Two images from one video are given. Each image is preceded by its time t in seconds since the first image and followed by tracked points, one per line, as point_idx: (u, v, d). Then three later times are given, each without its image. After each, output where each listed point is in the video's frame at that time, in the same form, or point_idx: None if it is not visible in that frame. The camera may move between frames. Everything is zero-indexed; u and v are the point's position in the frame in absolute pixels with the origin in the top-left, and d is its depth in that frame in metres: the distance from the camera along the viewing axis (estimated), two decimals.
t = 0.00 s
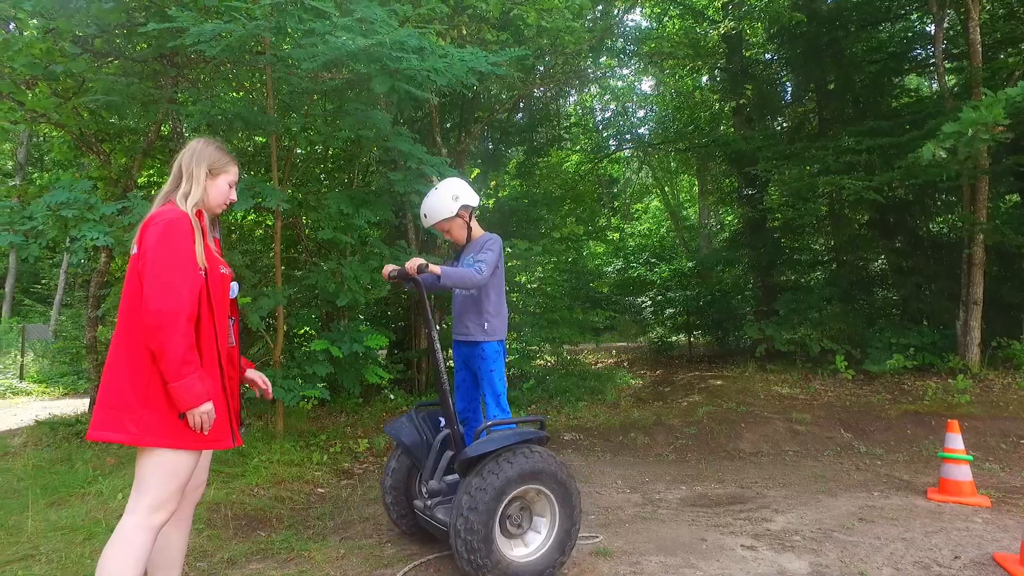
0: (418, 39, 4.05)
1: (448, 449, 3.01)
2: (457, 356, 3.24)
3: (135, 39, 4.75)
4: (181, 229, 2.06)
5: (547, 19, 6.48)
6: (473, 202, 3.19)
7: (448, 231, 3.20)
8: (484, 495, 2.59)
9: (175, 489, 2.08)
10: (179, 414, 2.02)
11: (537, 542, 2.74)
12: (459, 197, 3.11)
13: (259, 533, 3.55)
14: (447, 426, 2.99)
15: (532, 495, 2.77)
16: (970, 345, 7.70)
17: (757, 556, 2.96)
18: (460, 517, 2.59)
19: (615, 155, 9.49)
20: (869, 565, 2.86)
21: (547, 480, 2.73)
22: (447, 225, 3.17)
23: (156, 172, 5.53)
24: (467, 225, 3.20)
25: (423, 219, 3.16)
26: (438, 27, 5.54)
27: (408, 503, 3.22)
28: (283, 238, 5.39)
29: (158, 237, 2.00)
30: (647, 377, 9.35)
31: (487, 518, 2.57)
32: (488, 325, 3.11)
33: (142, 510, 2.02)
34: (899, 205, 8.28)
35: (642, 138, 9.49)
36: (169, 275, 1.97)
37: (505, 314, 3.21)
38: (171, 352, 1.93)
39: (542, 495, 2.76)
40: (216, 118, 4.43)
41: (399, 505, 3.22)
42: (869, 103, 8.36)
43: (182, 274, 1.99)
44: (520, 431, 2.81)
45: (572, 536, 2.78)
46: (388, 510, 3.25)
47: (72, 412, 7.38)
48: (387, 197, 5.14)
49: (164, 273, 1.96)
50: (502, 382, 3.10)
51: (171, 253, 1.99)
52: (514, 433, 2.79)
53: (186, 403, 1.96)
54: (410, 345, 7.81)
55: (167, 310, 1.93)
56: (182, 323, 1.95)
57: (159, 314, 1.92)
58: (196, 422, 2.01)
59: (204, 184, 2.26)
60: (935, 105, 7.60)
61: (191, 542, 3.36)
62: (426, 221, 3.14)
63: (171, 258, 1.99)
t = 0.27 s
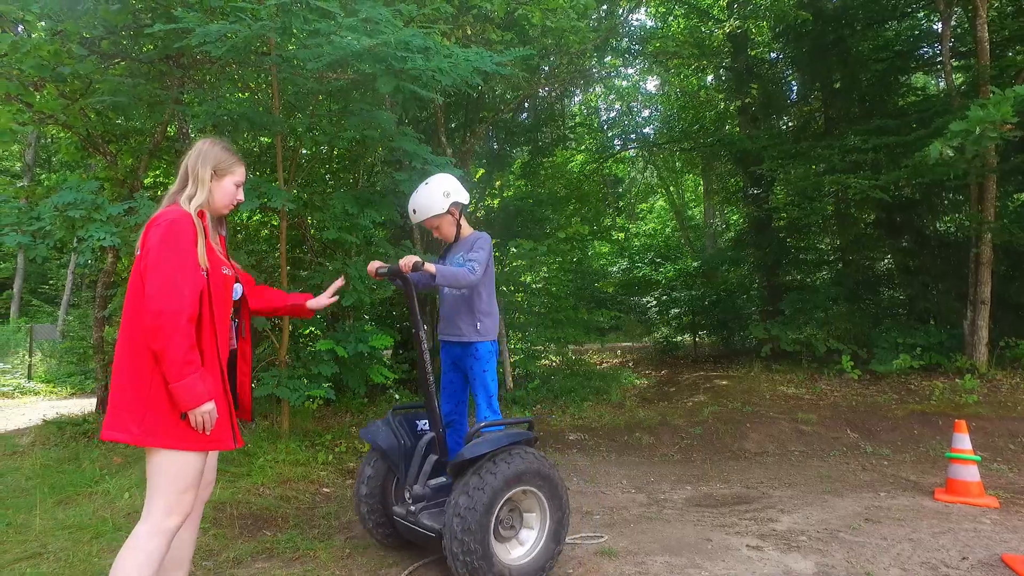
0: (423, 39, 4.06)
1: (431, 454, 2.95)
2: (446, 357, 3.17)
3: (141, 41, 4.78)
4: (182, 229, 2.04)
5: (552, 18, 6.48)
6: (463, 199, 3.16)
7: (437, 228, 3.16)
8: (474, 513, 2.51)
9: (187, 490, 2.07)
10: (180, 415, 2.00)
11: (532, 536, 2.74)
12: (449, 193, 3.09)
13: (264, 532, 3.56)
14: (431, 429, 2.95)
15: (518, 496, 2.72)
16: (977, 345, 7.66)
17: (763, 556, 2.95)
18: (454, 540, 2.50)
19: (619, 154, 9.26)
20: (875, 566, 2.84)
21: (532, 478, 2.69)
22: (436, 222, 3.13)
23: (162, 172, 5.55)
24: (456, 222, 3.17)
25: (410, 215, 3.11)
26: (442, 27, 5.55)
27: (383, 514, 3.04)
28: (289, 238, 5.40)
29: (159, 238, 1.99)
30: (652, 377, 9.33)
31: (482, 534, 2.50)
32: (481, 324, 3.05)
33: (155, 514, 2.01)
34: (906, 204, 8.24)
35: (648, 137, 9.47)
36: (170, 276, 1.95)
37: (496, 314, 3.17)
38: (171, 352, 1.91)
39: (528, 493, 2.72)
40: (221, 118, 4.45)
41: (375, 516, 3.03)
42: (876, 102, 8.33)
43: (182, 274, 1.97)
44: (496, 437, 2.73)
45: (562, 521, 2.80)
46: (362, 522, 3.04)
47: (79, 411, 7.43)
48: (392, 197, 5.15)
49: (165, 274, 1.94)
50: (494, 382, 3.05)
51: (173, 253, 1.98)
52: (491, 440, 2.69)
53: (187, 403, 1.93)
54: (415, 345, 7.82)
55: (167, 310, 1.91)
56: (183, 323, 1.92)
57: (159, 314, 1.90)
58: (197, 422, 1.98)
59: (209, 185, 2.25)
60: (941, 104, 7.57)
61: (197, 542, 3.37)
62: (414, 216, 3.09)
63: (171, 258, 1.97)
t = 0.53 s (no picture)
0: (426, 39, 4.06)
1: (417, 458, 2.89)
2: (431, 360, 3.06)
3: (146, 42, 4.80)
4: (173, 227, 1.95)
5: (555, 19, 6.48)
6: (454, 198, 3.06)
7: (427, 227, 2.99)
8: (472, 530, 2.48)
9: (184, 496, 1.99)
10: (165, 419, 1.90)
11: (527, 532, 2.75)
12: (445, 191, 2.97)
13: (268, 532, 3.57)
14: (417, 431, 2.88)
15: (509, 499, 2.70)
16: (982, 345, 7.63)
17: (767, 557, 2.94)
18: (454, 560, 2.46)
19: (623, 154, 9.37)
20: (880, 567, 2.84)
21: (520, 480, 2.66)
22: (428, 220, 2.97)
23: (166, 173, 5.57)
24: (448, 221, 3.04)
25: (403, 211, 2.94)
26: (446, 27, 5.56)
27: (360, 519, 2.87)
28: (292, 239, 5.41)
29: (147, 234, 1.91)
30: (656, 377, 9.33)
31: (482, 550, 2.49)
32: (473, 327, 2.96)
33: (149, 517, 1.93)
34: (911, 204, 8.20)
35: (651, 138, 9.48)
36: (155, 275, 1.85)
37: (484, 317, 3.10)
38: (153, 354, 1.81)
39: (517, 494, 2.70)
40: (225, 120, 4.46)
41: (353, 525, 2.86)
42: (880, 102, 8.30)
43: (166, 272, 1.87)
44: (485, 442, 2.65)
45: (553, 512, 2.80)
46: (339, 530, 2.85)
47: (85, 411, 7.47)
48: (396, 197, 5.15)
49: (149, 271, 1.86)
50: (485, 386, 2.97)
51: (160, 252, 1.89)
52: (480, 447, 2.62)
53: (166, 407, 1.83)
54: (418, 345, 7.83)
55: (150, 310, 1.81)
56: (166, 324, 1.83)
57: (143, 315, 1.81)
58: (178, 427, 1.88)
59: (210, 184, 2.15)
60: (946, 103, 7.54)
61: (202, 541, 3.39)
62: (406, 213, 2.93)
63: (157, 256, 1.88)
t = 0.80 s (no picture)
0: (430, 39, 4.06)
1: (423, 458, 2.79)
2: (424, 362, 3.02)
3: (150, 43, 4.82)
4: (176, 226, 1.92)
5: (558, 19, 6.49)
6: (451, 199, 3.05)
7: (428, 228, 2.94)
8: (490, 523, 2.47)
9: (183, 500, 1.97)
10: (161, 424, 1.87)
11: (533, 532, 2.75)
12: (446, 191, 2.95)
13: (273, 532, 3.57)
14: (420, 433, 2.80)
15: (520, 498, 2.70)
16: (988, 345, 7.61)
17: (772, 557, 2.94)
18: (470, 553, 2.45)
19: (626, 154, 9.36)
20: (885, 567, 2.83)
21: (533, 478, 2.68)
22: (430, 220, 2.93)
23: (171, 174, 5.51)
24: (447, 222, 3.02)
25: (408, 212, 2.87)
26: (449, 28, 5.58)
27: (364, 527, 2.85)
28: (296, 239, 5.42)
29: (150, 234, 1.88)
30: (659, 377, 9.31)
31: (498, 544, 2.48)
32: (471, 328, 2.97)
33: (153, 520, 1.93)
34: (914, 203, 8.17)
35: (654, 137, 9.50)
36: (155, 275, 1.83)
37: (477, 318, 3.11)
38: (150, 357, 1.78)
39: (528, 493, 2.71)
40: (229, 120, 4.47)
41: (354, 533, 2.85)
42: (884, 101, 8.28)
43: (167, 274, 1.84)
44: (499, 440, 2.66)
45: (558, 512, 2.82)
46: (343, 542, 2.86)
47: (90, 411, 7.49)
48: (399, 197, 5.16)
49: (150, 272, 1.83)
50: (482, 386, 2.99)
51: (162, 251, 1.86)
52: (495, 445, 2.63)
53: (163, 412, 1.80)
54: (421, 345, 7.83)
55: (148, 312, 1.78)
56: (163, 327, 1.79)
57: (141, 316, 1.79)
58: (175, 432, 1.85)
59: (216, 179, 2.14)
60: (951, 102, 7.51)
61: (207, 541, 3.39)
62: (410, 213, 2.87)
63: (159, 257, 1.86)
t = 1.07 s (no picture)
0: (435, 39, 4.06)
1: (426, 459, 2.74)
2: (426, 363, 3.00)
3: (155, 44, 4.83)
4: (178, 222, 1.88)
5: (563, 19, 6.49)
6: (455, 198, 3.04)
7: (440, 227, 2.92)
8: (502, 521, 2.46)
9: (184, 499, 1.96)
10: (165, 423, 1.84)
11: (539, 532, 2.75)
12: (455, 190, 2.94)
13: (278, 531, 3.58)
14: (423, 433, 2.77)
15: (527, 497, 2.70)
16: (995, 345, 7.57)
17: (778, 557, 2.93)
18: (482, 552, 2.43)
19: (630, 154, 9.24)
20: (893, 567, 2.81)
21: (540, 477, 2.69)
22: (443, 220, 2.91)
23: (175, 174, 5.52)
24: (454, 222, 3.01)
25: (426, 213, 2.83)
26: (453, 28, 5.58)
27: (366, 534, 2.79)
28: (301, 239, 5.42)
29: (150, 231, 1.84)
30: (663, 377, 9.29)
31: (509, 543, 2.48)
32: (476, 328, 2.98)
33: (153, 522, 1.91)
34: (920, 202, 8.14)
35: (658, 137, 9.37)
36: (156, 271, 1.79)
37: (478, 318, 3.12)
38: (154, 354, 1.75)
39: (535, 493, 2.71)
40: (234, 120, 4.48)
41: (356, 539, 2.78)
42: (890, 100, 8.25)
43: (172, 272, 1.80)
44: (508, 440, 2.66)
45: (563, 512, 2.83)
46: (345, 551, 2.78)
47: (96, 411, 7.51)
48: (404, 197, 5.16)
49: (153, 269, 1.79)
50: (485, 386, 3.00)
51: (162, 247, 1.82)
52: (504, 444, 2.62)
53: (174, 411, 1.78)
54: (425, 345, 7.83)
55: (150, 309, 1.75)
56: (167, 324, 1.76)
57: (142, 314, 1.75)
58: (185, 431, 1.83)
59: (219, 173, 2.11)
60: (957, 101, 7.48)
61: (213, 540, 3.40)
62: (429, 213, 2.83)
63: (161, 254, 1.82)
